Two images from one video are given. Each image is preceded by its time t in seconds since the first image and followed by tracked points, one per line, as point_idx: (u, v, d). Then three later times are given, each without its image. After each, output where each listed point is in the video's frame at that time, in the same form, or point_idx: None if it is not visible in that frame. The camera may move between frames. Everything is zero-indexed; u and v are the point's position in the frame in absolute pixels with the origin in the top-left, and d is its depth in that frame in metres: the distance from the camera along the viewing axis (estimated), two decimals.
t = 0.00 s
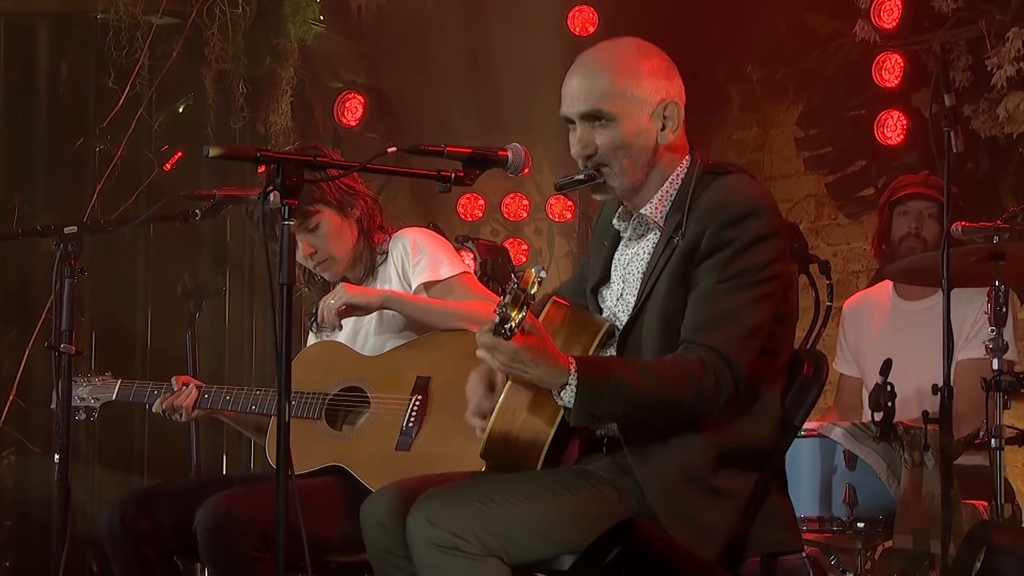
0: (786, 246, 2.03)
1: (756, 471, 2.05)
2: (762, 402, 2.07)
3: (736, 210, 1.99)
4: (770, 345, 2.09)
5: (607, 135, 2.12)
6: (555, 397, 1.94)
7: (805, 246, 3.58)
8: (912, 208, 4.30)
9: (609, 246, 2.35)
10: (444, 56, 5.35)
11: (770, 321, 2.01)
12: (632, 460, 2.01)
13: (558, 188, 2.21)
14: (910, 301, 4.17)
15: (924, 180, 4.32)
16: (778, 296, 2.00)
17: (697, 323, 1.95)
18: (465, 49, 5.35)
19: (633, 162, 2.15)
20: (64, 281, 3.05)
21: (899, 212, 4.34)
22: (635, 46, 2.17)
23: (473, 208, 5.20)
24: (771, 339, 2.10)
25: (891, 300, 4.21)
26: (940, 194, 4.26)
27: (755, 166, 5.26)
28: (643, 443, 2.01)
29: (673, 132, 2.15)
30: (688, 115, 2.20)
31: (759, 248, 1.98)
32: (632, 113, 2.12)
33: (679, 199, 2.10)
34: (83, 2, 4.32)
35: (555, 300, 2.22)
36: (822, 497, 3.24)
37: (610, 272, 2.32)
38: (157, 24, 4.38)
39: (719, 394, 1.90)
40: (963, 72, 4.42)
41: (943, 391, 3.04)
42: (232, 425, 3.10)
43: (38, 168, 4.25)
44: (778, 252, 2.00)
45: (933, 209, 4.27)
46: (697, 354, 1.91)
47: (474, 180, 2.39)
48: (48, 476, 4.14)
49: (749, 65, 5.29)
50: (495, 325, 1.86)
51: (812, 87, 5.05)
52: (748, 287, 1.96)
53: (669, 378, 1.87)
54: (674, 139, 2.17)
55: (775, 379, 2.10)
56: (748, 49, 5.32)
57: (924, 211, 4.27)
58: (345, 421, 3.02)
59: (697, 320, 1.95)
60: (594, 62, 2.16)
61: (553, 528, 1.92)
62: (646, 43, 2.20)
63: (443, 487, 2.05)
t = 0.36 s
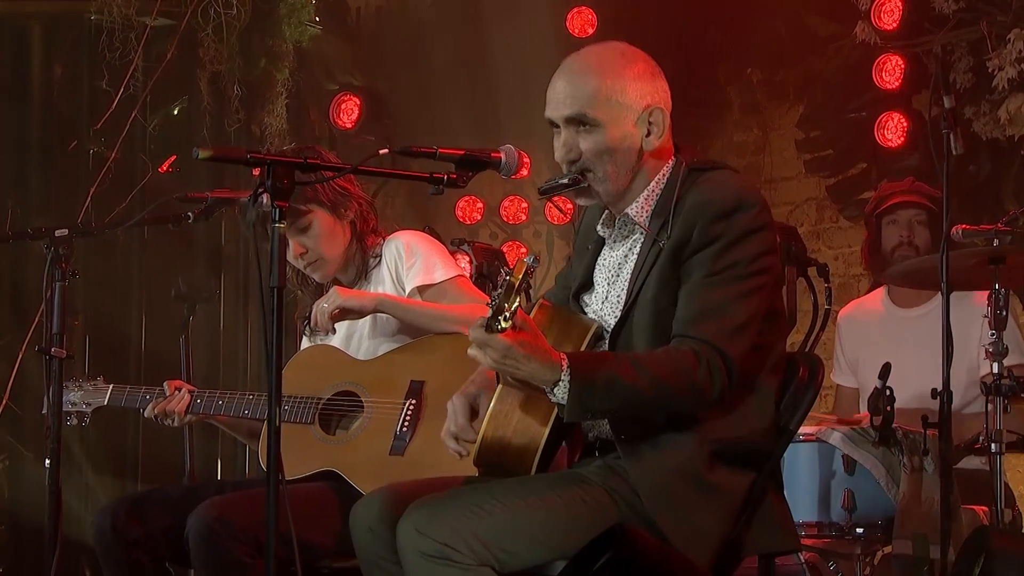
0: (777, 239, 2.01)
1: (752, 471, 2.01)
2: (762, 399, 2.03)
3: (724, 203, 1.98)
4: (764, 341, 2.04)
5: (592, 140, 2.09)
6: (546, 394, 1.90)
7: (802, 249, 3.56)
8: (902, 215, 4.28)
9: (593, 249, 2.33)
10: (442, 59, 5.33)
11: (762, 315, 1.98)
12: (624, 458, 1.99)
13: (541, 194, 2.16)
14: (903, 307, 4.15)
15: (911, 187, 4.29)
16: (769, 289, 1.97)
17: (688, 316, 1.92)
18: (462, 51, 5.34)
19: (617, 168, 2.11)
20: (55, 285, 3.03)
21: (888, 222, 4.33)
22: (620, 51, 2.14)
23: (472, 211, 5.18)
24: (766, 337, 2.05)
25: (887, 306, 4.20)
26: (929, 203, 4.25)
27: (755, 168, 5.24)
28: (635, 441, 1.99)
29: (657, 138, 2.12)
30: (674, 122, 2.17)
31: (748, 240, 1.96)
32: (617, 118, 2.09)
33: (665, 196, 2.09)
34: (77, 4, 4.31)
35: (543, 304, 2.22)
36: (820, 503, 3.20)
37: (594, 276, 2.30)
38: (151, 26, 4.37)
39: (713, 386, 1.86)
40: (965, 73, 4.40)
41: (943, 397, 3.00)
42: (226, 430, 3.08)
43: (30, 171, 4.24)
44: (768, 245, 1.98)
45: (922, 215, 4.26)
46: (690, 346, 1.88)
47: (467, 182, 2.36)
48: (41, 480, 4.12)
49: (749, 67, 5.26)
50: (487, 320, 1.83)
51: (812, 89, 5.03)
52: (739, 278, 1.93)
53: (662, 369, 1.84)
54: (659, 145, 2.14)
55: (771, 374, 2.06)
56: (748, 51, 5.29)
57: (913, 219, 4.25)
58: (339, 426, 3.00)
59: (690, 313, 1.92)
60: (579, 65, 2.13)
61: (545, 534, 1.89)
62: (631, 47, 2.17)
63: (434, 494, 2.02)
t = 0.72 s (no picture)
0: (758, 253, 1.97)
1: (744, 481, 1.99)
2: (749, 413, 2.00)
3: (704, 223, 1.93)
4: (749, 356, 2.02)
5: (577, 137, 2.06)
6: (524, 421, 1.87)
7: (799, 252, 3.54)
8: (893, 216, 4.30)
9: (580, 256, 2.30)
10: (439, 60, 5.32)
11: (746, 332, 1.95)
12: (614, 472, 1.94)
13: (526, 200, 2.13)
14: (904, 308, 4.12)
15: (898, 187, 4.31)
16: (752, 307, 1.94)
17: (668, 341, 1.88)
18: (461, 53, 5.33)
19: (602, 165, 2.08)
20: (45, 287, 3.02)
21: (880, 224, 4.34)
22: (606, 49, 2.12)
23: (469, 214, 5.10)
24: (751, 350, 2.03)
25: (885, 308, 4.16)
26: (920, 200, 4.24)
27: (755, 171, 5.20)
28: (623, 456, 1.94)
29: (644, 135, 2.09)
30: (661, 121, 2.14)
31: (728, 260, 1.91)
32: (602, 114, 2.07)
33: (648, 209, 2.06)
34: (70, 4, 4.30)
35: (531, 312, 2.21)
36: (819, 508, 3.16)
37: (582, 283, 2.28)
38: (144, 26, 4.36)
39: (694, 413, 1.83)
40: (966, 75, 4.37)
41: (942, 402, 2.97)
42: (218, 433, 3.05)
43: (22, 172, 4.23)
44: (749, 262, 1.94)
45: (915, 213, 4.26)
46: (670, 373, 1.85)
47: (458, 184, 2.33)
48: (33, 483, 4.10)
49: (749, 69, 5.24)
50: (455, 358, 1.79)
51: (812, 91, 5.00)
52: (719, 301, 1.90)
53: (641, 399, 1.80)
54: (646, 143, 2.10)
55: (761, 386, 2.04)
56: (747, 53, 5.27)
57: (905, 219, 4.27)
58: (332, 429, 2.96)
59: (670, 337, 1.88)
60: (564, 63, 2.10)
61: (547, 532, 1.86)
62: (618, 46, 2.14)
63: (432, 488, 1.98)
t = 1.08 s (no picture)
0: (747, 264, 1.93)
1: (737, 486, 1.96)
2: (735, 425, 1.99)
3: (688, 235, 1.90)
4: (739, 366, 2.00)
5: (554, 134, 2.04)
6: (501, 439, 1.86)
7: (795, 253, 3.52)
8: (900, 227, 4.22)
9: (576, 253, 2.25)
10: (435, 61, 5.31)
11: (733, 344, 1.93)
12: (609, 482, 1.90)
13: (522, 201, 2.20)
14: (906, 310, 4.08)
15: (906, 194, 4.21)
16: (739, 318, 1.91)
17: (650, 355, 1.86)
18: (457, 53, 5.31)
19: (581, 164, 2.05)
20: (33, 288, 3.00)
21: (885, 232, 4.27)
22: (589, 47, 2.10)
23: (466, 214, 5.09)
24: (740, 359, 2.00)
25: (888, 306, 4.12)
26: (927, 209, 4.18)
27: (754, 171, 5.17)
28: (618, 468, 1.91)
29: (623, 133, 2.04)
30: (646, 120, 2.09)
31: (713, 272, 1.89)
32: (580, 111, 2.04)
33: (639, 214, 2.02)
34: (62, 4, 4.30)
35: (523, 313, 2.18)
36: (815, 511, 3.13)
37: (577, 282, 2.23)
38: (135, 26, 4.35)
39: (674, 427, 1.81)
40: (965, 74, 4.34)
41: (939, 403, 2.95)
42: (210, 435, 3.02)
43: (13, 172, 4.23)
44: (736, 273, 1.91)
45: (920, 224, 4.20)
46: (650, 389, 1.83)
47: (449, 185, 2.31)
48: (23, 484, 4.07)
49: (747, 69, 5.22)
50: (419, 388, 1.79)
51: (810, 91, 4.97)
52: (704, 314, 1.87)
53: (618, 417, 1.79)
54: (627, 141, 2.06)
55: (752, 394, 2.02)
56: (745, 53, 5.24)
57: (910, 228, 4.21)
58: (324, 431, 2.94)
59: (653, 350, 1.86)
60: (547, 63, 2.09)
61: (550, 532, 1.85)
62: (605, 44, 2.12)
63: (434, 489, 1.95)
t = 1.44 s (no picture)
0: (735, 269, 1.89)
1: (727, 491, 1.93)
2: (724, 430, 1.95)
3: (673, 239, 1.87)
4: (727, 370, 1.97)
5: (538, 133, 2.04)
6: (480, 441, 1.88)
7: (791, 255, 3.50)
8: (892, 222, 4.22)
9: (574, 248, 2.25)
10: (432, 62, 5.29)
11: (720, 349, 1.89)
12: (599, 488, 1.89)
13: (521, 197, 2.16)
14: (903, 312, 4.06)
15: (899, 188, 4.19)
16: (726, 324, 1.87)
17: (633, 360, 1.84)
18: (454, 53, 5.28)
19: (564, 162, 2.04)
20: (22, 290, 2.98)
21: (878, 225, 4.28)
22: (578, 44, 2.08)
23: (462, 216, 5.10)
24: (730, 364, 1.97)
25: (884, 309, 4.10)
26: (921, 204, 4.16)
27: (752, 172, 5.15)
28: (608, 473, 1.89)
29: (605, 130, 2.01)
30: (632, 117, 2.05)
31: (697, 278, 1.85)
32: (563, 110, 2.02)
33: (630, 213, 2.00)
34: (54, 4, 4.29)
35: (512, 312, 2.19)
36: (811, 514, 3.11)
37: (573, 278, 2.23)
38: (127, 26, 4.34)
39: (653, 434, 1.79)
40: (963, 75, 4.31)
41: (936, 406, 2.92)
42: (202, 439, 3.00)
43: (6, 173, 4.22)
44: (723, 278, 1.87)
45: (914, 217, 4.18)
46: (630, 395, 1.80)
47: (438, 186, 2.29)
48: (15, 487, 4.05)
49: (745, 69, 5.19)
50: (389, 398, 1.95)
51: (808, 92, 4.95)
52: (687, 319, 1.84)
53: (595, 422, 1.77)
54: (611, 139, 2.03)
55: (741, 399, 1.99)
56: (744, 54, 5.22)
57: (902, 221, 4.20)
58: (317, 434, 2.92)
59: (635, 355, 1.84)
60: (536, 60, 2.08)
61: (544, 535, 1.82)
62: (595, 40, 2.09)
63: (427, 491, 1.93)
